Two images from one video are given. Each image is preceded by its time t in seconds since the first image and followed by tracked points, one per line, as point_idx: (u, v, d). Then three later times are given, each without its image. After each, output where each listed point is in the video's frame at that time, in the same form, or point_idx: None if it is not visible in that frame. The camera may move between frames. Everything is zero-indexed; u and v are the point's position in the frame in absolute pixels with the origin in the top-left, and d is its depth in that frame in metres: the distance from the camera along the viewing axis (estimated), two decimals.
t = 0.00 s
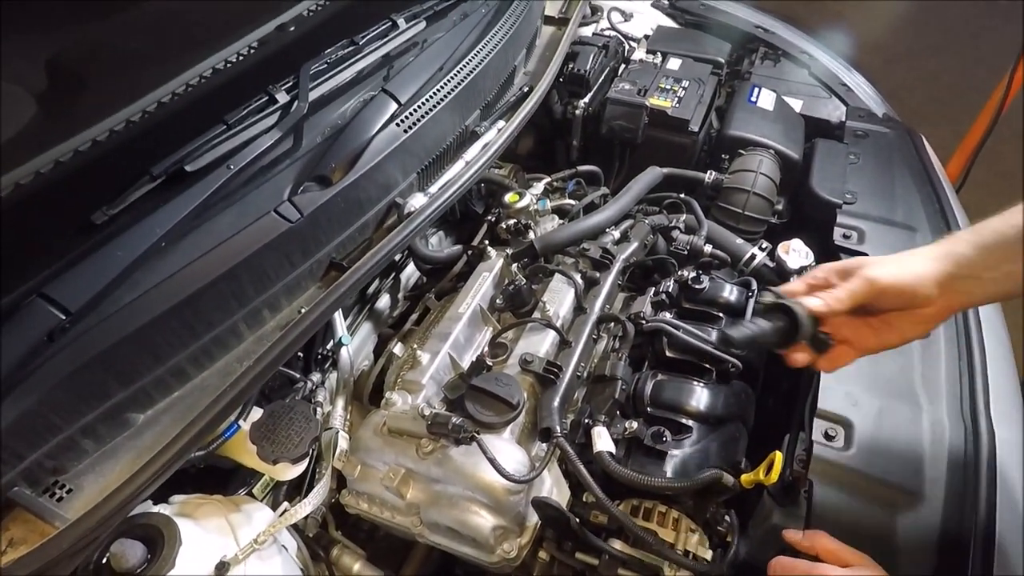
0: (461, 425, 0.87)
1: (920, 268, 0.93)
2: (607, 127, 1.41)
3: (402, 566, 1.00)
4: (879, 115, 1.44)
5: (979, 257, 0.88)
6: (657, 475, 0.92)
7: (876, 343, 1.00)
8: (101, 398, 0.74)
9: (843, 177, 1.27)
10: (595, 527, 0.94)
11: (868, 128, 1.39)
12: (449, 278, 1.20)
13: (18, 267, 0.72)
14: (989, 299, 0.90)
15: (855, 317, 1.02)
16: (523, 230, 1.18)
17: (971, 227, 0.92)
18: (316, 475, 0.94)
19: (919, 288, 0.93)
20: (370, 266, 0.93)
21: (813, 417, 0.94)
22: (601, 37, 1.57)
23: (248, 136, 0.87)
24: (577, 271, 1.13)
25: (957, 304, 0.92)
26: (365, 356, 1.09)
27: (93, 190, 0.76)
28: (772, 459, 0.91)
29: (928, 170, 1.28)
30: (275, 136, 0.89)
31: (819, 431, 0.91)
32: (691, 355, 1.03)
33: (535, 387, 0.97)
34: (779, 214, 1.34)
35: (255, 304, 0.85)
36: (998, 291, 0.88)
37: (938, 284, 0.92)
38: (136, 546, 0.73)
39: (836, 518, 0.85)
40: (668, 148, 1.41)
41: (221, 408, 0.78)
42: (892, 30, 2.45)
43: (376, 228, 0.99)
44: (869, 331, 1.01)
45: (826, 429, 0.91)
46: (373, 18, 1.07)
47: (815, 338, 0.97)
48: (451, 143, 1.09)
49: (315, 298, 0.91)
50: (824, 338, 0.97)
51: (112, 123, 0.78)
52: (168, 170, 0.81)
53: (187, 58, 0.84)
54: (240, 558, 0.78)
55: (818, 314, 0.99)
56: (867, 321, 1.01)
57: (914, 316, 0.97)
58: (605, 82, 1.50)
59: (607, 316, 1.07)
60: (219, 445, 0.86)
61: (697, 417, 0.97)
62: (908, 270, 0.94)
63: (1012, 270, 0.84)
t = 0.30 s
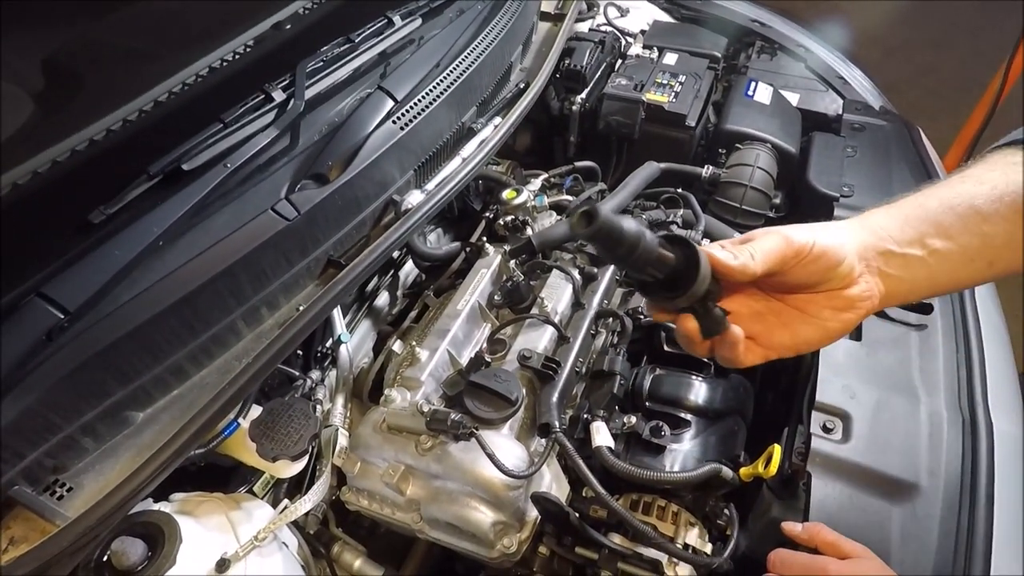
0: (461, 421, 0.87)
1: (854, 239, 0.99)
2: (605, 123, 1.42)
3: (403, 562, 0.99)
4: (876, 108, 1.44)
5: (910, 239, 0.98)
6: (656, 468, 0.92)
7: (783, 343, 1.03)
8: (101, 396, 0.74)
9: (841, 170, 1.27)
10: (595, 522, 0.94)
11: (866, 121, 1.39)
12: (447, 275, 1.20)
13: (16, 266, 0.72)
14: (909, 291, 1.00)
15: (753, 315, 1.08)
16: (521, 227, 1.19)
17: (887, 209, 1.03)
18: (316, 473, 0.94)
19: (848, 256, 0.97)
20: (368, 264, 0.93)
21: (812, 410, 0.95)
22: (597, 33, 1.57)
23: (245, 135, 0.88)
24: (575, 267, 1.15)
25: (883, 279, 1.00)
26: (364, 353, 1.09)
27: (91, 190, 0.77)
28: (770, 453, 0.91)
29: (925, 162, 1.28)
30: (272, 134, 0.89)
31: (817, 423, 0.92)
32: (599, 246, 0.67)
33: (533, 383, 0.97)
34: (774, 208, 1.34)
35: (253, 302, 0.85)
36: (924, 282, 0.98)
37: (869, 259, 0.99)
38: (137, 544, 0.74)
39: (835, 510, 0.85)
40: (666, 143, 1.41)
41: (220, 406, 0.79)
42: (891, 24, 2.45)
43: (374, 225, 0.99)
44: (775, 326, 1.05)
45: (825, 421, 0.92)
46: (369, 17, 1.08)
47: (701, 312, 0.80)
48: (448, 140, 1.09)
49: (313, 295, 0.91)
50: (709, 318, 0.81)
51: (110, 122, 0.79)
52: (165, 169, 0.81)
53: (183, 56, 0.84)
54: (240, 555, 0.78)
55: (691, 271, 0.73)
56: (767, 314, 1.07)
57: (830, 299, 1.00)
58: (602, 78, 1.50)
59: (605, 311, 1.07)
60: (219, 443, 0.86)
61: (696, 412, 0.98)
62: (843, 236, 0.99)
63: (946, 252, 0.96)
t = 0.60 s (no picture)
0: (461, 418, 0.87)
1: (838, 227, 1.00)
2: (607, 121, 1.42)
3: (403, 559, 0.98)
4: (878, 107, 1.44)
5: (899, 230, 0.98)
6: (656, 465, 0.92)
7: (759, 324, 1.06)
8: (104, 392, 0.74)
9: (842, 169, 1.27)
10: (595, 520, 0.94)
11: (867, 120, 1.39)
12: (448, 273, 1.20)
13: (20, 262, 0.72)
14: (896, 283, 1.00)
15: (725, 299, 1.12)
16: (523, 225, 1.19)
17: (876, 200, 1.03)
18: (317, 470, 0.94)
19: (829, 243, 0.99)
20: (369, 262, 0.93)
21: (812, 408, 0.95)
22: (599, 31, 1.57)
23: (247, 132, 0.88)
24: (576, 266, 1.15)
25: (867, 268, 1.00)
26: (365, 350, 1.09)
27: (93, 186, 0.78)
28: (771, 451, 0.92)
29: (928, 161, 1.28)
30: (275, 131, 0.90)
31: (818, 422, 0.92)
32: (540, 173, 0.68)
33: (534, 380, 0.97)
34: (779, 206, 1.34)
35: (255, 299, 0.85)
36: (911, 274, 0.98)
37: (854, 248, 1.00)
38: (139, 540, 0.74)
39: (835, 508, 0.85)
40: (668, 141, 1.41)
41: (222, 402, 0.79)
42: (891, 24, 2.45)
43: (375, 223, 0.98)
44: (748, 307, 1.08)
45: (825, 420, 0.92)
46: (372, 14, 1.08)
47: (657, 283, 0.86)
48: (450, 138, 1.09)
49: (315, 292, 0.91)
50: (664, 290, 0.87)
51: (112, 118, 0.79)
52: (168, 166, 0.81)
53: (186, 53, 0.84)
54: (242, 551, 0.78)
55: (648, 232, 0.79)
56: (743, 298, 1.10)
57: (808, 285, 1.02)
58: (603, 76, 1.50)
59: (606, 309, 1.08)
60: (221, 439, 0.87)
61: (697, 410, 0.98)
62: (827, 224, 1.00)
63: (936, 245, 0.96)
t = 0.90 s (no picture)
0: (461, 418, 0.87)
1: (835, 207, 1.01)
2: (607, 121, 1.42)
3: (403, 561, 0.98)
4: (879, 107, 1.44)
5: (895, 213, 0.98)
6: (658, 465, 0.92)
7: (754, 300, 1.07)
8: (104, 393, 0.74)
9: (843, 170, 1.27)
10: (596, 521, 0.94)
11: (867, 120, 1.39)
12: (449, 273, 1.21)
13: (20, 263, 0.72)
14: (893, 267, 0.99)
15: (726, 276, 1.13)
16: (523, 225, 1.20)
17: (878, 183, 1.03)
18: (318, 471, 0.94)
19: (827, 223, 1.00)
20: (370, 262, 0.93)
21: (813, 409, 0.95)
22: (599, 31, 1.57)
23: (246, 133, 0.88)
24: (577, 266, 1.15)
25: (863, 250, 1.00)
26: (365, 350, 1.09)
27: (93, 187, 0.77)
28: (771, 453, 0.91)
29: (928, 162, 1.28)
30: (276, 132, 0.90)
31: (819, 422, 0.92)
32: (541, 135, 0.71)
33: (535, 380, 0.98)
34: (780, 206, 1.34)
35: (256, 299, 0.85)
36: (906, 257, 0.97)
37: (851, 229, 1.00)
38: (140, 540, 0.74)
39: (836, 509, 0.85)
40: (668, 142, 1.41)
41: (223, 402, 0.79)
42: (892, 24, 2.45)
43: (376, 223, 0.99)
44: (744, 284, 1.09)
45: (826, 420, 0.92)
46: (373, 15, 1.09)
47: (649, 257, 0.86)
48: (450, 139, 1.09)
49: (315, 293, 0.91)
50: (655, 267, 0.86)
51: (113, 119, 0.79)
52: (169, 166, 0.81)
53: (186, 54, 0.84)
54: (243, 551, 0.78)
55: (644, 203, 0.80)
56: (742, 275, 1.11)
57: (803, 264, 1.03)
58: (604, 77, 1.50)
59: (607, 309, 1.09)
60: (222, 440, 0.86)
61: (697, 410, 0.98)
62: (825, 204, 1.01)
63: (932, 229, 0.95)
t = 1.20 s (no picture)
0: (461, 417, 0.87)
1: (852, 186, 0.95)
2: (609, 121, 1.43)
3: (403, 559, 0.98)
4: (881, 108, 1.44)
5: (911, 203, 0.92)
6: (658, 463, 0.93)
7: (748, 251, 1.12)
8: (105, 390, 0.74)
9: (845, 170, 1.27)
10: (596, 520, 0.94)
11: (870, 121, 1.39)
12: (450, 272, 1.20)
13: (22, 259, 0.73)
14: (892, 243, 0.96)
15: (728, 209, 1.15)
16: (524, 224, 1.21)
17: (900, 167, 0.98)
18: (319, 469, 0.94)
19: (841, 205, 0.93)
20: (371, 260, 0.92)
21: (813, 409, 0.95)
22: (602, 31, 1.57)
23: (249, 131, 0.88)
24: (578, 265, 1.15)
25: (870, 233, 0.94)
26: (366, 349, 1.09)
27: (94, 184, 0.77)
28: (771, 453, 0.91)
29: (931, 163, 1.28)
30: (278, 129, 0.90)
31: (819, 423, 0.92)
32: (541, 196, 0.73)
33: (536, 379, 0.98)
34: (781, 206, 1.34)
35: (257, 297, 0.85)
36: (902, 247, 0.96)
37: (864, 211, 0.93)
38: (141, 538, 0.74)
39: (837, 510, 0.85)
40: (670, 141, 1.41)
41: (224, 400, 0.79)
42: (894, 25, 2.45)
43: (377, 221, 0.98)
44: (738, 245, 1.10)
45: (827, 421, 0.92)
46: (375, 12, 1.09)
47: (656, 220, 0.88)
48: (452, 137, 1.08)
49: (316, 291, 0.91)
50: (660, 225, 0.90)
51: (115, 116, 0.80)
52: (172, 163, 0.81)
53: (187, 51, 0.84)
54: (243, 549, 0.78)
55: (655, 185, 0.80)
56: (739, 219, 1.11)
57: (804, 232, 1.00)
58: (606, 76, 1.50)
59: (608, 309, 1.09)
60: (222, 437, 0.86)
61: (697, 410, 0.98)
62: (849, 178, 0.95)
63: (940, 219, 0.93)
